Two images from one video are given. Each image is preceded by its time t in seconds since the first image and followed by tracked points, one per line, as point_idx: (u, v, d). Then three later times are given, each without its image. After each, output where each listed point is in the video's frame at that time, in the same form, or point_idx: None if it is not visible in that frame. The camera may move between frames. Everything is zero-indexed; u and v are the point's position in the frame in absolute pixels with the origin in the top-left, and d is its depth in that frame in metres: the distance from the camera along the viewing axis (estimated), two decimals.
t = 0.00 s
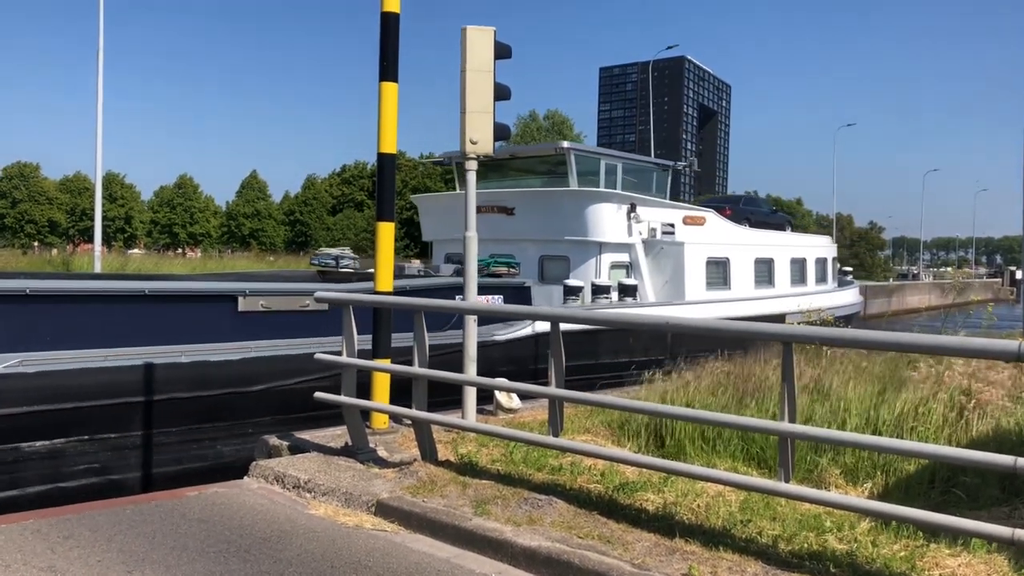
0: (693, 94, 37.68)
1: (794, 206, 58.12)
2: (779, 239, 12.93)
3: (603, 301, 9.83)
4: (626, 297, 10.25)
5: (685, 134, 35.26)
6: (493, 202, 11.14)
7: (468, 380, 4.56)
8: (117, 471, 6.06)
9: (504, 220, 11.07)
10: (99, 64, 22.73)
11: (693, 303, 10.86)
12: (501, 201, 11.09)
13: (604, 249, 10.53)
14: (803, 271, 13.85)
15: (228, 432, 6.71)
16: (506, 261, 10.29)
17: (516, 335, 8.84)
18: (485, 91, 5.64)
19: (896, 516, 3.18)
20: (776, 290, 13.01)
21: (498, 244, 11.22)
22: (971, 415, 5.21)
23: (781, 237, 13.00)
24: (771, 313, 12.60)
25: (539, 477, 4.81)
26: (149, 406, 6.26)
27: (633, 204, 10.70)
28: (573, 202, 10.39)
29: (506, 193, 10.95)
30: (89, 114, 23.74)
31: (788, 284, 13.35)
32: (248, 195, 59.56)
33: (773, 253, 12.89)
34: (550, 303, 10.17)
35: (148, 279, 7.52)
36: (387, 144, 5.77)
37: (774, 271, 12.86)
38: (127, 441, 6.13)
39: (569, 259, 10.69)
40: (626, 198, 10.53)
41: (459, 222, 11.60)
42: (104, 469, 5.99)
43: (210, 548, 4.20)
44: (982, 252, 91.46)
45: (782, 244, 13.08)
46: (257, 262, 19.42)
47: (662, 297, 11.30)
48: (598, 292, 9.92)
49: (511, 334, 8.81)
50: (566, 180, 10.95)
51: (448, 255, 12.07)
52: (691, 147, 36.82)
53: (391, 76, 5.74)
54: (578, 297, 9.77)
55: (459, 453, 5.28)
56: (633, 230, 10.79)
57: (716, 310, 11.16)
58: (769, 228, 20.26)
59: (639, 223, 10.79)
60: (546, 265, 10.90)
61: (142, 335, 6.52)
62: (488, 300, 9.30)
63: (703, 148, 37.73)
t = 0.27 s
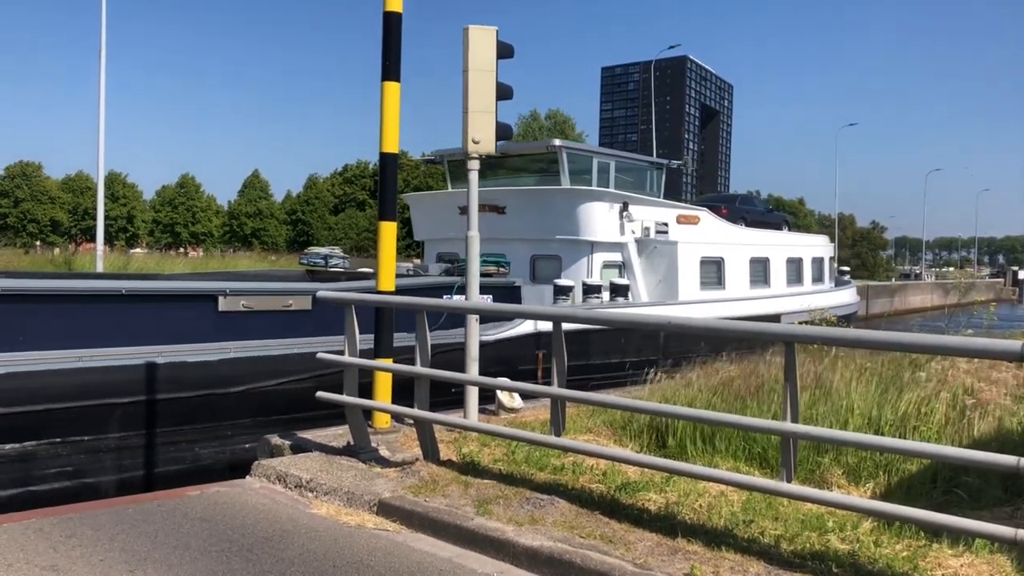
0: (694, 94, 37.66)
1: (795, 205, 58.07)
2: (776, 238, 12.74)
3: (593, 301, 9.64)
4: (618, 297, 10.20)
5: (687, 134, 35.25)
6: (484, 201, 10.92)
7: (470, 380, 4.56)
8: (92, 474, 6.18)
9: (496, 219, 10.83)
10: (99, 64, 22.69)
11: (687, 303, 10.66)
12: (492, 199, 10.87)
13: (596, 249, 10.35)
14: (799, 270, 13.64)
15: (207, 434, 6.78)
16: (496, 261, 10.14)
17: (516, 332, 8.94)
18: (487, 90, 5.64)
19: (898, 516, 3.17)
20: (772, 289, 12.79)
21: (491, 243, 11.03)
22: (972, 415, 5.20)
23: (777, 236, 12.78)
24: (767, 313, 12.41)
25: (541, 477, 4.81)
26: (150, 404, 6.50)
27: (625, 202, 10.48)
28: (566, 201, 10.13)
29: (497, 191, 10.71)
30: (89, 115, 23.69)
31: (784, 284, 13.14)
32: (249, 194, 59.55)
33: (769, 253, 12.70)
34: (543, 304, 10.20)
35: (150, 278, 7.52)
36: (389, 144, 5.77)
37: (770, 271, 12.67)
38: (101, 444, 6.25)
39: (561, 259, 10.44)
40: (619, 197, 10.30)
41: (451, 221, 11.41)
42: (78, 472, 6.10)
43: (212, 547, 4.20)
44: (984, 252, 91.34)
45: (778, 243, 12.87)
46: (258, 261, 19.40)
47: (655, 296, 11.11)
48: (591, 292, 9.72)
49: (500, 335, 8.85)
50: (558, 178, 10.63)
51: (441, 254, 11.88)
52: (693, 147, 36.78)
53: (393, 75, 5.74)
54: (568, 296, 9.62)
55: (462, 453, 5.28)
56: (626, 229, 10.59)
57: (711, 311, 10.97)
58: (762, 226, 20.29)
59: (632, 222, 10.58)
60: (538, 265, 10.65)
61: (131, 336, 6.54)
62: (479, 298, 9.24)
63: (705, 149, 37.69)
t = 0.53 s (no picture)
0: (697, 93, 37.63)
1: (798, 205, 57.96)
2: (772, 237, 12.59)
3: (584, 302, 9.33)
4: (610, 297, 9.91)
5: (689, 134, 35.21)
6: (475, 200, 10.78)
7: (472, 379, 4.56)
8: (64, 478, 5.82)
9: (487, 218, 10.71)
10: (103, 64, 22.72)
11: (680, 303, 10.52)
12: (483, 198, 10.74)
13: (588, 248, 10.22)
14: (796, 270, 13.49)
15: (185, 437, 6.42)
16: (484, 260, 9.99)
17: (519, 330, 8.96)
18: (490, 90, 5.64)
19: (902, 516, 3.17)
20: (768, 289, 12.64)
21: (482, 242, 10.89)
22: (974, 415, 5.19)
23: (773, 235, 12.63)
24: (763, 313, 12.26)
25: (543, 476, 4.81)
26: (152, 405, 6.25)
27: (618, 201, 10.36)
28: (557, 199, 10.04)
29: (488, 190, 10.58)
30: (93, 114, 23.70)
31: (780, 284, 12.99)
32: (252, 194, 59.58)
33: (765, 252, 12.55)
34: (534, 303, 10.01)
35: (153, 278, 7.53)
36: (391, 143, 5.77)
37: (766, 270, 12.52)
38: (75, 447, 5.87)
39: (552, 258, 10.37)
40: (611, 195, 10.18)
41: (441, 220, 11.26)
42: (51, 476, 5.75)
43: (215, 546, 4.21)
44: (987, 252, 91.18)
45: (774, 243, 12.72)
46: (262, 261, 19.39)
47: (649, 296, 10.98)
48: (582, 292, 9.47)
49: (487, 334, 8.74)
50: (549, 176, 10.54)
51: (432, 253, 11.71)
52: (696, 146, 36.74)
53: (396, 75, 5.74)
54: (558, 296, 9.33)
55: (464, 452, 5.28)
56: (619, 228, 10.46)
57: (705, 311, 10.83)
58: (761, 226, 20.21)
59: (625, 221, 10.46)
60: (530, 263, 10.58)
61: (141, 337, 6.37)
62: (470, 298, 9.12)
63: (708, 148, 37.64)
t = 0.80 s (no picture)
0: (699, 93, 37.59)
1: (801, 205, 57.87)
2: (767, 237, 12.47)
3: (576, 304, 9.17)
4: (602, 297, 9.89)
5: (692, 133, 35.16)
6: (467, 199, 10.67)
7: (475, 379, 4.56)
8: (37, 482, 5.66)
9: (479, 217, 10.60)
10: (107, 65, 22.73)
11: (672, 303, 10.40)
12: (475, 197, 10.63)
13: (581, 247, 10.11)
14: (793, 270, 13.38)
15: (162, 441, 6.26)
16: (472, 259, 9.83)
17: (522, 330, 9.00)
18: (492, 90, 5.64)
19: (905, 516, 3.16)
20: (764, 289, 12.53)
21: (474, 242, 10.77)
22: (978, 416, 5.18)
23: (769, 235, 12.51)
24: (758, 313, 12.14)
25: (546, 476, 4.82)
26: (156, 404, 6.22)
27: (610, 199, 10.26)
28: (550, 198, 9.99)
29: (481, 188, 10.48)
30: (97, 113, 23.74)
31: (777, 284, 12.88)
32: (255, 194, 59.62)
33: (761, 251, 12.44)
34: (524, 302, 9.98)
35: (157, 278, 7.55)
36: (394, 143, 5.77)
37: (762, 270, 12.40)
38: (47, 451, 5.73)
39: (545, 257, 10.26)
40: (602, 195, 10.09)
41: (432, 220, 11.13)
42: (23, 480, 5.59)
43: (219, 547, 4.22)
44: (989, 251, 91.03)
45: (770, 242, 12.61)
46: (265, 262, 19.41)
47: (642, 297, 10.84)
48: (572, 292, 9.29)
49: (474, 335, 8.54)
50: (542, 176, 10.52)
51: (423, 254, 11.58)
52: (698, 146, 36.70)
53: (398, 75, 5.75)
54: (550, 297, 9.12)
55: (467, 452, 5.28)
56: (612, 227, 10.35)
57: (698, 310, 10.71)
58: (760, 225, 20.13)
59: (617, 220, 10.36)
60: (522, 263, 10.46)
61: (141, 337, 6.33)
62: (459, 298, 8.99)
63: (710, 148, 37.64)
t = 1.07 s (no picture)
0: (702, 92, 37.55)
1: (803, 204, 57.78)
2: (762, 235, 12.40)
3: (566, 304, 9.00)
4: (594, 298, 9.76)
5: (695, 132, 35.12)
6: (459, 198, 10.59)
7: (478, 378, 4.55)
8: (8, 488, 5.65)
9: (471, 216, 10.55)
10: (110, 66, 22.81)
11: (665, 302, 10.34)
12: (467, 196, 10.55)
13: (573, 246, 10.06)
14: (790, 268, 13.31)
15: (137, 444, 6.23)
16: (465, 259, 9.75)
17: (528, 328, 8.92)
18: (495, 90, 5.64)
19: (910, 515, 3.16)
20: (761, 289, 12.47)
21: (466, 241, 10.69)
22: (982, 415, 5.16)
23: (764, 233, 12.46)
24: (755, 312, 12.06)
25: (550, 476, 4.81)
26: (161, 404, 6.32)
27: (604, 199, 10.19)
28: (542, 197, 9.98)
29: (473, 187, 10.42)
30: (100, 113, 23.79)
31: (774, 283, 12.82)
32: (257, 194, 59.67)
33: (756, 250, 12.37)
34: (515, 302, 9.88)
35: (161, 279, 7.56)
36: (397, 143, 5.76)
37: (757, 269, 12.34)
38: (19, 455, 5.69)
39: (537, 256, 10.20)
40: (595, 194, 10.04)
41: (424, 219, 11.04)
42: None
43: (222, 546, 4.22)
44: (993, 250, 90.85)
45: (766, 241, 12.56)
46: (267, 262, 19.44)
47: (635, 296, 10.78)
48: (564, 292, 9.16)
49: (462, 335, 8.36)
50: (533, 174, 10.48)
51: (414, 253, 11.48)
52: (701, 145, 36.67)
53: (401, 75, 5.75)
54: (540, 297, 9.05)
55: (470, 452, 5.28)
56: (605, 226, 10.30)
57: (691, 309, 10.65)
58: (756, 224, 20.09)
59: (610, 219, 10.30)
60: (514, 263, 10.42)
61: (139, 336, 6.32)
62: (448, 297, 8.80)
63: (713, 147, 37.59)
